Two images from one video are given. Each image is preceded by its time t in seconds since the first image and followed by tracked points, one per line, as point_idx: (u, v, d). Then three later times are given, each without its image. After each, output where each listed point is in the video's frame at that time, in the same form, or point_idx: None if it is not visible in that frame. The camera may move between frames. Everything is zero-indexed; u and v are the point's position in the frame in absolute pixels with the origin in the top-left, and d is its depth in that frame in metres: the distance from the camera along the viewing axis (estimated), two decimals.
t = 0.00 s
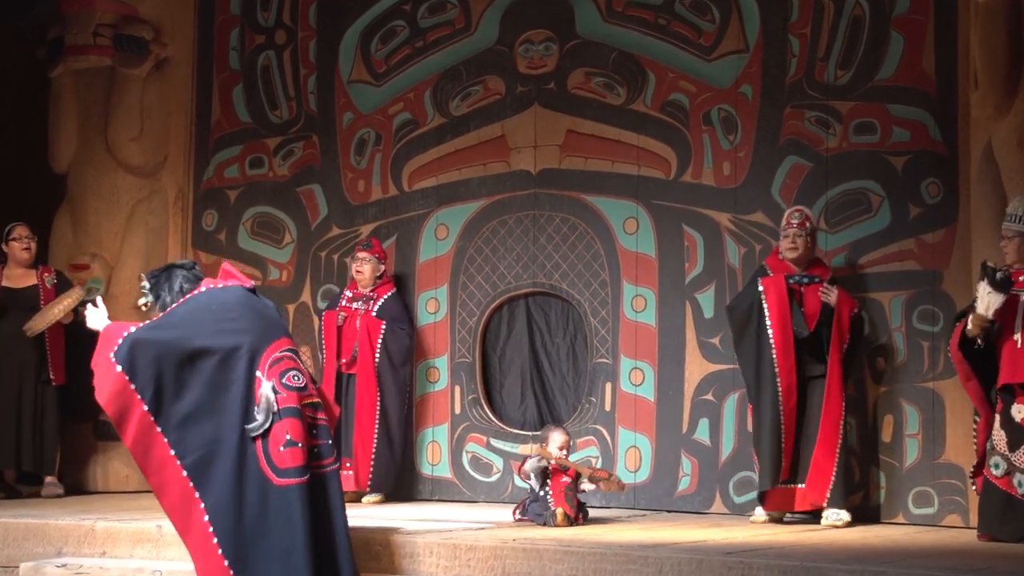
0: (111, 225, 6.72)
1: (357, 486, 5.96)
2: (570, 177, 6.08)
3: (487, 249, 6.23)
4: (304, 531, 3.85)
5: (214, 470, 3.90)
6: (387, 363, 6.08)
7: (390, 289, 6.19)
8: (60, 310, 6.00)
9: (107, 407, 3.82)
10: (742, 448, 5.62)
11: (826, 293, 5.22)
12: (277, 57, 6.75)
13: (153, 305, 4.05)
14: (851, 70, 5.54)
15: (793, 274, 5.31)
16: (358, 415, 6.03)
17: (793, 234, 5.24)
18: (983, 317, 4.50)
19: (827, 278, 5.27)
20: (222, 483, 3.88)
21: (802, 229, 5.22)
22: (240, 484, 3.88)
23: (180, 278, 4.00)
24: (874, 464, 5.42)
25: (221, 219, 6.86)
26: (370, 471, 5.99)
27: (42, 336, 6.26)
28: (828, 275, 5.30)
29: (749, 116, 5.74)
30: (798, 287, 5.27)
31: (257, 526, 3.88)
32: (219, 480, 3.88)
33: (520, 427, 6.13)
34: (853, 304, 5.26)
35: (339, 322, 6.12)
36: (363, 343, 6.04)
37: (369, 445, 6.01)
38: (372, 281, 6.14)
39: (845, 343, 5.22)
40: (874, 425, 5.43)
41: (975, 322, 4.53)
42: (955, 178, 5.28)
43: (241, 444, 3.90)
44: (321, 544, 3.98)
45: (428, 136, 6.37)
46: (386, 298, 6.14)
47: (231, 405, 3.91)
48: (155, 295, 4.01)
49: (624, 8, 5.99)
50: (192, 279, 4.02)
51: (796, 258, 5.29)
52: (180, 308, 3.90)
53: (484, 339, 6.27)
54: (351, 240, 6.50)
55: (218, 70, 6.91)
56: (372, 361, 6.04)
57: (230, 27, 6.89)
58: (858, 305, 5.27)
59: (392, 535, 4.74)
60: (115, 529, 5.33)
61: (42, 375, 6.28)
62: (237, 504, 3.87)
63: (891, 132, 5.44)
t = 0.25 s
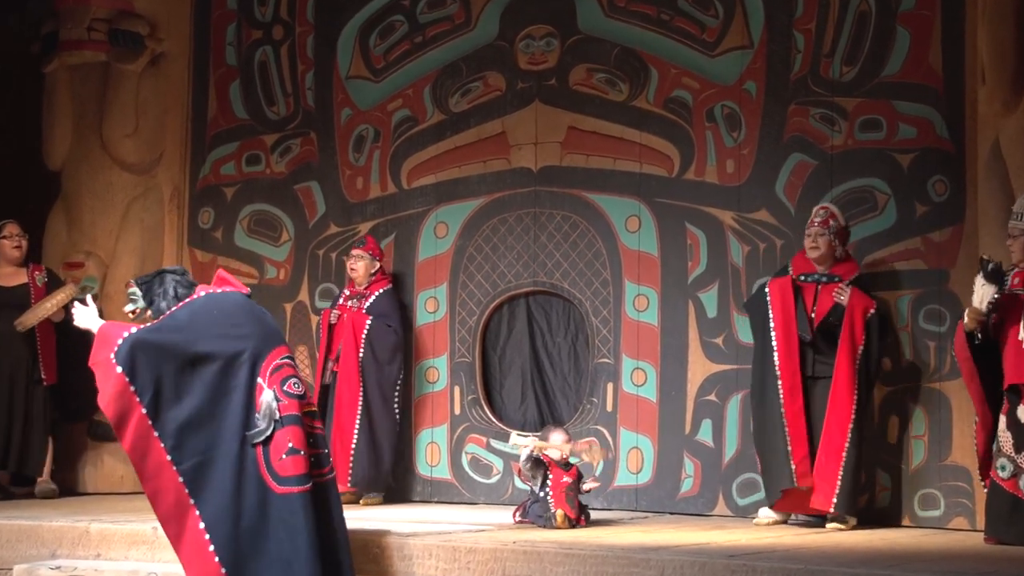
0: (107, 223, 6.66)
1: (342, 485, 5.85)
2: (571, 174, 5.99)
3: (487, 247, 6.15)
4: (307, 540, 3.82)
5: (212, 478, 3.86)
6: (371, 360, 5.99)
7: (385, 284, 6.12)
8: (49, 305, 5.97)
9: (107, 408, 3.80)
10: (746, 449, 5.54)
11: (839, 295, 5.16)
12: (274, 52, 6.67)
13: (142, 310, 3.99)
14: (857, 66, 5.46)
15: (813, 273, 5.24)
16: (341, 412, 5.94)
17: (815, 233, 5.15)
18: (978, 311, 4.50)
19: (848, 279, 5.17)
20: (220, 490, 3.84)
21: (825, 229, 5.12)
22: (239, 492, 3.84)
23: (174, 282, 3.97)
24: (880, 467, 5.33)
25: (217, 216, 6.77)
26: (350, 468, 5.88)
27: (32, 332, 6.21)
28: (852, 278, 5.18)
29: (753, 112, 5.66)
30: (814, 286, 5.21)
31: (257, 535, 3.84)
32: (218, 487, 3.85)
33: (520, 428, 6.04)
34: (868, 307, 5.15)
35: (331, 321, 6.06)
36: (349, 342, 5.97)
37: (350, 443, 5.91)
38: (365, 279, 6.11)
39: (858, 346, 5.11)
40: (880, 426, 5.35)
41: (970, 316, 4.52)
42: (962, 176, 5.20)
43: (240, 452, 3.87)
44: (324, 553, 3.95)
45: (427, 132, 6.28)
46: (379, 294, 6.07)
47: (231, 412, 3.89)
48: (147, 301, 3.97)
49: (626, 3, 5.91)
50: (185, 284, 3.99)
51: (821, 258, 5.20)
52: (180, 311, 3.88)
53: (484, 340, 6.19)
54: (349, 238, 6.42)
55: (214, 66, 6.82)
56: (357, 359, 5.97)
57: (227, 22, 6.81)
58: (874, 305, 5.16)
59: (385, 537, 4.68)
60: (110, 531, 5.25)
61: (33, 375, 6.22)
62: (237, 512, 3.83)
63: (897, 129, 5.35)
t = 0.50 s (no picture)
0: (97, 219, 6.49)
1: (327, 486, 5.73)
2: (574, 168, 5.84)
3: (488, 243, 5.99)
4: (310, 521, 3.78)
5: (212, 462, 3.81)
6: (358, 354, 5.87)
7: (380, 280, 5.98)
8: (32, 307, 5.90)
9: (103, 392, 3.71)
10: (754, 451, 5.39)
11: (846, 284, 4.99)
12: (269, 43, 6.52)
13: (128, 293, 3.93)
14: (867, 55, 5.30)
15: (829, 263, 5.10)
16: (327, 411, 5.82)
17: (829, 222, 5.02)
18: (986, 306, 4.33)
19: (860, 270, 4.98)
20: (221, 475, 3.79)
21: (834, 218, 4.98)
22: (240, 476, 3.80)
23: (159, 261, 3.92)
24: (891, 467, 5.18)
25: (211, 212, 6.63)
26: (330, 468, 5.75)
27: (19, 331, 6.08)
28: (868, 267, 5.00)
29: (760, 103, 5.51)
30: (828, 275, 5.07)
31: (259, 518, 3.81)
32: (218, 471, 3.80)
33: (522, 429, 5.89)
34: (873, 297, 4.93)
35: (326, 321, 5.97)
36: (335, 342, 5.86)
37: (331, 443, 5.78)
38: (360, 276, 5.96)
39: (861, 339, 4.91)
40: (892, 426, 5.20)
41: (977, 311, 4.36)
42: (977, 168, 5.04)
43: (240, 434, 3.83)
44: (327, 535, 3.91)
45: (426, 125, 6.13)
46: (372, 291, 5.93)
47: (229, 393, 3.84)
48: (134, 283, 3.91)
49: None
50: (167, 263, 3.93)
51: (837, 248, 5.06)
52: (175, 290, 3.83)
53: (485, 338, 6.03)
54: (346, 233, 6.27)
55: (207, 58, 6.68)
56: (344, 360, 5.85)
57: (220, 12, 6.66)
58: (881, 297, 4.93)
59: (380, 540, 4.54)
60: (101, 535, 5.08)
61: (20, 375, 6.08)
62: (238, 495, 3.79)
63: (909, 120, 5.19)
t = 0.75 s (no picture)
0: (96, 214, 6.42)
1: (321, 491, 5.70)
2: (581, 163, 5.74)
3: (493, 240, 5.90)
4: (321, 536, 3.74)
5: (219, 475, 3.73)
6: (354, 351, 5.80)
7: (380, 276, 5.86)
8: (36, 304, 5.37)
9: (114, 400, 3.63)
10: (764, 451, 5.30)
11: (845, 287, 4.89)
12: (271, 36, 6.44)
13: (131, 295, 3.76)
14: (880, 49, 5.20)
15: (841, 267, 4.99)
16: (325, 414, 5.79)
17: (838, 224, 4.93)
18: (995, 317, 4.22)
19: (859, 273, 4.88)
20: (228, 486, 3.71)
21: (841, 221, 4.89)
22: (249, 490, 3.73)
23: (166, 265, 3.78)
24: (903, 469, 5.08)
25: (212, 208, 6.55)
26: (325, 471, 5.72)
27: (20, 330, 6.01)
28: (872, 269, 4.85)
29: (771, 98, 5.41)
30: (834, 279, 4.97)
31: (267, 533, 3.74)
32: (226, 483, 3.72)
33: (528, 428, 5.79)
34: (858, 301, 4.81)
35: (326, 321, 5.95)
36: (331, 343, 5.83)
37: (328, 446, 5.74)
38: (361, 274, 5.85)
39: (853, 342, 4.80)
40: (904, 427, 5.09)
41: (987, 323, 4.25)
42: (992, 164, 4.93)
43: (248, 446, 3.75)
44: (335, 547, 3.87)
45: (430, 120, 6.04)
46: (371, 288, 5.82)
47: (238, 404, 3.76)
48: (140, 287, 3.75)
49: None
50: (172, 265, 3.79)
51: (847, 252, 4.95)
52: (186, 297, 3.73)
53: (490, 336, 5.94)
54: (350, 230, 6.19)
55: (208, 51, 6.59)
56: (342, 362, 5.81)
57: (222, 5, 6.57)
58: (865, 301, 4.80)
59: (380, 540, 4.46)
60: (100, 535, 4.99)
61: (21, 374, 6.01)
62: (247, 508, 3.71)
63: (922, 116, 5.09)
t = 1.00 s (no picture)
0: (95, 210, 6.29)
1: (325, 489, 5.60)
2: (590, 157, 5.61)
3: (502, 236, 5.77)
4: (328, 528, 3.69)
5: (225, 465, 3.62)
6: (353, 344, 5.64)
7: (380, 267, 5.73)
8: (39, 300, 5.52)
9: (135, 381, 3.51)
10: (780, 451, 5.16)
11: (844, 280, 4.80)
12: (273, 28, 6.31)
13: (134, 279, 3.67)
14: (899, 38, 5.05)
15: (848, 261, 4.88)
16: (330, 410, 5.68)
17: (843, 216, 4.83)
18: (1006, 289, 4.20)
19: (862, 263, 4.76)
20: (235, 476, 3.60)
21: (846, 212, 4.78)
22: (256, 481, 3.61)
23: (170, 249, 3.70)
24: (923, 469, 4.94)
25: (213, 204, 6.41)
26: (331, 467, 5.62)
27: (22, 329, 5.88)
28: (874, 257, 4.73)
29: (786, 89, 5.27)
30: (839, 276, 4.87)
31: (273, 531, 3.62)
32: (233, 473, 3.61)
33: (537, 429, 5.66)
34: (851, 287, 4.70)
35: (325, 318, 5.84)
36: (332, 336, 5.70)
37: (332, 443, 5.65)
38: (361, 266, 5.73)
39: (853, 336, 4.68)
40: (924, 426, 4.96)
41: (999, 296, 4.23)
42: (1014, 156, 4.79)
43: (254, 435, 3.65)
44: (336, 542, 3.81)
45: (437, 113, 5.91)
46: (370, 279, 5.68)
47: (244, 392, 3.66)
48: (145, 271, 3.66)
49: None
50: (174, 246, 3.73)
51: (852, 243, 4.84)
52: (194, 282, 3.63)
53: (498, 334, 5.81)
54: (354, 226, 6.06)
55: (209, 44, 6.48)
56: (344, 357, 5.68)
57: None
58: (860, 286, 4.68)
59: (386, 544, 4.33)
60: (99, 539, 4.84)
61: (24, 374, 5.89)
62: (254, 498, 3.60)
63: (942, 107, 4.95)
